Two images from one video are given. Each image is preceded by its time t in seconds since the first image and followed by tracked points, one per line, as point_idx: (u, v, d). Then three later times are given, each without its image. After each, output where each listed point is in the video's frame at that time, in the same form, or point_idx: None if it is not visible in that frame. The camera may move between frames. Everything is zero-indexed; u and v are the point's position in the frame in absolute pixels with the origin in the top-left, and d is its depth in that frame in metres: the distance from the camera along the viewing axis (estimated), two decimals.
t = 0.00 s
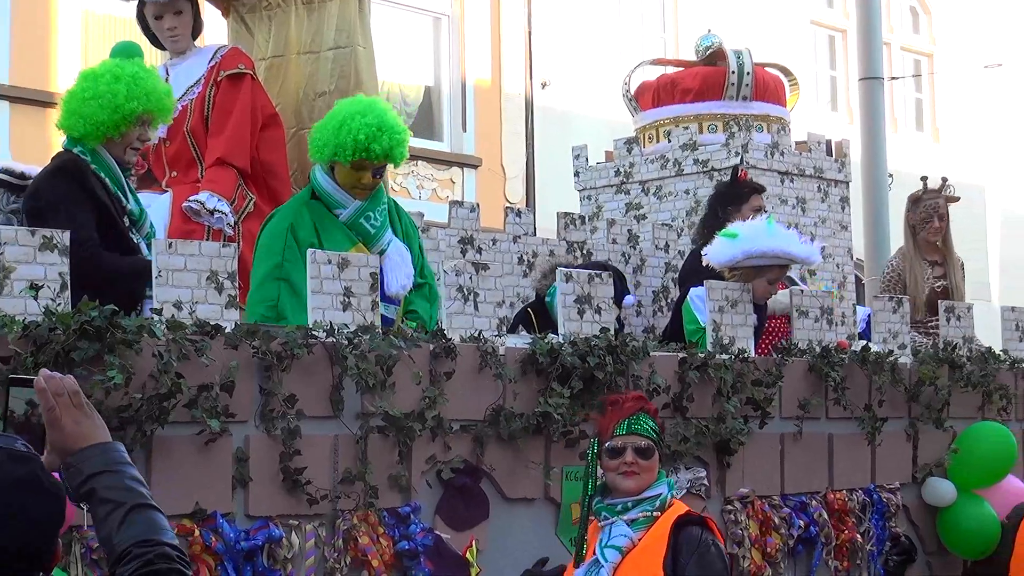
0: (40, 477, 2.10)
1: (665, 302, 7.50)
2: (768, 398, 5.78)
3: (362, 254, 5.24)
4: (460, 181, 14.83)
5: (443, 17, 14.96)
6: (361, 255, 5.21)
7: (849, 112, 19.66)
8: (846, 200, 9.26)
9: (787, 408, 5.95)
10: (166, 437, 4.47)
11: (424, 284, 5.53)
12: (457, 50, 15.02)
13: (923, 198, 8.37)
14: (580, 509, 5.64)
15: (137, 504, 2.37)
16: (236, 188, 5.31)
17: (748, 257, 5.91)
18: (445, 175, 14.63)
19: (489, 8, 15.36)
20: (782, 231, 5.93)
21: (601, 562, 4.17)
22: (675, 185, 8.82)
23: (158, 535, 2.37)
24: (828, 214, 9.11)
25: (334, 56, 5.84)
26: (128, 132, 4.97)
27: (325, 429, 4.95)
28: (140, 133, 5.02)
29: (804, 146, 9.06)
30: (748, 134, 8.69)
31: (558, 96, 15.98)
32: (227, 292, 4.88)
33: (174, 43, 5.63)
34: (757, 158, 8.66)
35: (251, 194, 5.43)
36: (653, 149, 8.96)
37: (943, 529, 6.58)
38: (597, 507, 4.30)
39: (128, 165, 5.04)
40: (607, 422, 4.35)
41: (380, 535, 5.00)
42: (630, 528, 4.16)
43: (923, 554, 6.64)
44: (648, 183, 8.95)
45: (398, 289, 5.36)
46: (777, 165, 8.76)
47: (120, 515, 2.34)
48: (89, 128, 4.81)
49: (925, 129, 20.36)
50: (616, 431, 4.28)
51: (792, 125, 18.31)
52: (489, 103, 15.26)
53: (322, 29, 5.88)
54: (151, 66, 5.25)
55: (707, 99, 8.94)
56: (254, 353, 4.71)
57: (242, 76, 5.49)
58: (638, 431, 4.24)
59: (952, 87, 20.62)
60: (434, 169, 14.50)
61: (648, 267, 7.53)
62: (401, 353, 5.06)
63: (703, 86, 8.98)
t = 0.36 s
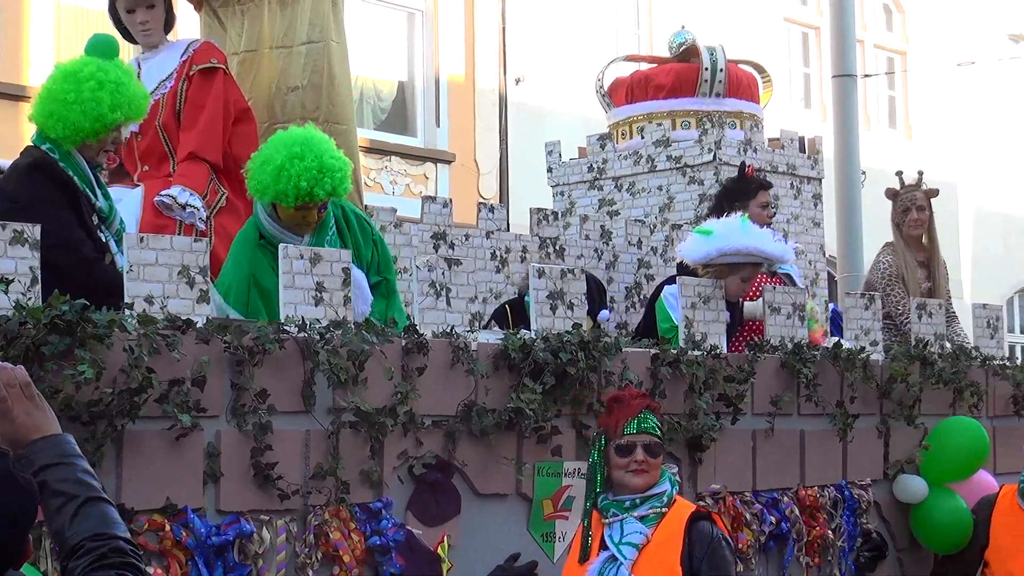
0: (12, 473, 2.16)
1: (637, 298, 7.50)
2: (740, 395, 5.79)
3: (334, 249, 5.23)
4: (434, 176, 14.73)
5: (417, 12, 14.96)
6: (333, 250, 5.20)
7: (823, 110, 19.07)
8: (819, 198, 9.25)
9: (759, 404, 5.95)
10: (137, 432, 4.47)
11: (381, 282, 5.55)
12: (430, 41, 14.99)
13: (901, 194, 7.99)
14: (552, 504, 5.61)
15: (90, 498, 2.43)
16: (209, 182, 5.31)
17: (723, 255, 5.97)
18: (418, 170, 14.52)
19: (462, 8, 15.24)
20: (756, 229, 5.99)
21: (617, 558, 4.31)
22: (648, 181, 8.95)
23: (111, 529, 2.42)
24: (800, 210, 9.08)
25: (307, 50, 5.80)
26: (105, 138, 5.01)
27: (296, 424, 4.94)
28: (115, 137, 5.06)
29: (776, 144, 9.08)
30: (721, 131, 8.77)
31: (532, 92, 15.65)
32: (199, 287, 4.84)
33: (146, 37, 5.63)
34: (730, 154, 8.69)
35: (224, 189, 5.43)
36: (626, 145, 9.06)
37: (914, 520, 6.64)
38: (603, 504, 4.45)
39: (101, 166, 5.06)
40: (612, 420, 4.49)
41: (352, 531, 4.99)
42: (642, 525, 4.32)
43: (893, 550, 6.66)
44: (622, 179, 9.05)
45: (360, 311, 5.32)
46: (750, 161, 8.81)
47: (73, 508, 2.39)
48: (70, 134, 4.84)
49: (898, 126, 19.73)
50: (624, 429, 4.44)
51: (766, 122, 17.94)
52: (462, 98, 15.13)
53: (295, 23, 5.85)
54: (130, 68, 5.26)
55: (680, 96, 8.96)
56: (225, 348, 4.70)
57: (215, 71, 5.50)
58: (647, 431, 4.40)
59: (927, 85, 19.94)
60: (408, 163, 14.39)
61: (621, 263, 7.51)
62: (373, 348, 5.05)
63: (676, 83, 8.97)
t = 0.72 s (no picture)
0: None
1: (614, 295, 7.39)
2: (716, 391, 5.83)
3: (310, 245, 5.22)
4: (410, 172, 14.38)
5: (394, 8, 14.48)
6: (309, 245, 5.19)
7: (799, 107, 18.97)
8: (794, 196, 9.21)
9: (735, 401, 5.97)
10: (112, 427, 4.46)
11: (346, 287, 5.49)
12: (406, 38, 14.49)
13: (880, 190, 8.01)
14: (528, 500, 5.58)
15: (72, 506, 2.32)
16: (184, 177, 5.31)
17: (699, 251, 5.94)
18: (394, 166, 14.18)
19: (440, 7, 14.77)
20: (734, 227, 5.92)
21: (633, 553, 4.27)
22: (625, 177, 8.92)
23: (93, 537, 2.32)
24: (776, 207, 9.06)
25: (284, 45, 5.80)
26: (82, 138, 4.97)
27: (272, 420, 4.92)
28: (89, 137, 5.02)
29: (753, 140, 9.09)
30: (697, 128, 8.77)
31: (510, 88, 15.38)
32: (175, 282, 4.83)
33: (122, 31, 5.61)
34: (706, 151, 8.65)
35: (199, 184, 5.42)
36: (603, 142, 9.06)
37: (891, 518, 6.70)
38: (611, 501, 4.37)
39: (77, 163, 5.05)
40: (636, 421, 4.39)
41: (328, 526, 4.99)
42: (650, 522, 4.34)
43: (870, 546, 6.71)
44: (598, 175, 9.02)
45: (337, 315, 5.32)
46: (726, 158, 8.76)
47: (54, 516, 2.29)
48: (49, 132, 4.83)
49: (875, 123, 19.55)
50: (654, 431, 4.39)
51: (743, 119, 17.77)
52: (440, 95, 14.68)
53: (271, 18, 5.83)
54: (110, 67, 5.22)
55: (658, 91, 9.00)
56: (201, 343, 4.69)
57: (191, 65, 5.49)
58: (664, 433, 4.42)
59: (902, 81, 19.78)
60: (384, 159, 14.06)
61: (597, 259, 7.47)
62: (349, 343, 5.04)
63: (655, 77, 9.01)
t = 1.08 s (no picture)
0: None
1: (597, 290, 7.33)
2: (697, 387, 5.84)
3: (291, 239, 5.21)
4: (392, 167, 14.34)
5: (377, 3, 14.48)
6: (291, 240, 5.18)
7: (782, 104, 18.92)
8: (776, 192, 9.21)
9: (716, 398, 5.98)
10: (92, 420, 4.45)
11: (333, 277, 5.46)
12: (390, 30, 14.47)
13: (868, 188, 7.92)
14: (509, 496, 5.58)
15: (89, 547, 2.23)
16: (166, 171, 5.30)
17: (679, 247, 5.94)
18: (377, 161, 14.13)
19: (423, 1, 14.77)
20: (713, 221, 5.92)
21: (629, 545, 4.29)
22: (607, 173, 8.93)
23: None
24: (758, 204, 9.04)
25: (266, 39, 5.78)
26: (49, 123, 4.90)
27: (253, 414, 4.92)
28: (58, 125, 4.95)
29: (735, 137, 9.11)
30: (680, 124, 8.72)
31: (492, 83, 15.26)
32: (156, 275, 4.84)
33: (104, 24, 5.60)
34: (689, 148, 8.67)
35: (181, 177, 5.41)
36: (585, 137, 9.02)
37: (870, 516, 6.75)
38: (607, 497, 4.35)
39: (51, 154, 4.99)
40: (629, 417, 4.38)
41: (308, 521, 4.99)
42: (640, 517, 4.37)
43: (849, 543, 6.73)
44: (581, 171, 9.04)
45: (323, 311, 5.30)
46: (708, 154, 8.80)
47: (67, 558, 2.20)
48: (11, 116, 4.77)
49: (857, 121, 19.59)
50: (644, 424, 4.38)
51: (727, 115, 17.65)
52: (422, 89, 14.68)
53: (254, 11, 5.80)
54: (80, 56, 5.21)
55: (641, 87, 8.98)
56: (182, 337, 4.69)
57: (173, 59, 5.48)
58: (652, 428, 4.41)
59: (885, 79, 19.78)
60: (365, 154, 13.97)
61: (579, 255, 7.46)
62: (330, 338, 5.03)
63: (637, 75, 8.97)
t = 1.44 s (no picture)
0: None
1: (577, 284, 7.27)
2: (678, 383, 5.88)
3: (274, 233, 5.20)
4: (375, 161, 14.11)
5: None
6: (273, 233, 5.17)
7: (765, 100, 18.81)
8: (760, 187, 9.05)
9: (697, 394, 6.00)
10: (72, 413, 4.44)
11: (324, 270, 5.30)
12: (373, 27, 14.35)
13: (844, 186, 7.79)
14: (490, 490, 5.57)
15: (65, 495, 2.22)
16: (148, 163, 5.27)
17: (633, 232, 6.03)
18: (359, 155, 13.90)
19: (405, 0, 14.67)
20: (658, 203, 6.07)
21: (613, 538, 4.29)
22: (590, 168, 8.88)
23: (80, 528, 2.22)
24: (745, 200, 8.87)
25: (249, 32, 5.70)
26: (20, 109, 4.83)
27: (233, 407, 4.90)
28: (30, 110, 4.88)
29: (718, 133, 9.10)
30: (663, 120, 8.74)
31: (475, 78, 15.37)
32: (137, 268, 4.83)
33: (87, 16, 5.61)
34: (672, 143, 8.69)
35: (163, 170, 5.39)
36: (569, 132, 8.97)
37: (852, 513, 6.76)
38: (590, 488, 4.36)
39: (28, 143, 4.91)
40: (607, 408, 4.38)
41: (288, 515, 4.99)
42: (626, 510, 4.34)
43: (830, 539, 6.74)
44: (563, 166, 8.94)
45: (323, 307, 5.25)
46: (691, 151, 8.84)
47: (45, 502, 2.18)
48: None
49: (840, 117, 19.46)
50: (621, 416, 4.36)
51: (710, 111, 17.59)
52: (405, 89, 14.57)
53: (237, 4, 5.71)
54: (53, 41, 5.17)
55: (624, 81, 8.91)
56: (162, 330, 4.67)
57: (156, 51, 5.45)
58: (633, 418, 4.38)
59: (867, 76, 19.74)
60: (349, 148, 13.76)
61: (562, 250, 7.44)
62: (311, 332, 5.03)
63: (621, 68, 8.92)
